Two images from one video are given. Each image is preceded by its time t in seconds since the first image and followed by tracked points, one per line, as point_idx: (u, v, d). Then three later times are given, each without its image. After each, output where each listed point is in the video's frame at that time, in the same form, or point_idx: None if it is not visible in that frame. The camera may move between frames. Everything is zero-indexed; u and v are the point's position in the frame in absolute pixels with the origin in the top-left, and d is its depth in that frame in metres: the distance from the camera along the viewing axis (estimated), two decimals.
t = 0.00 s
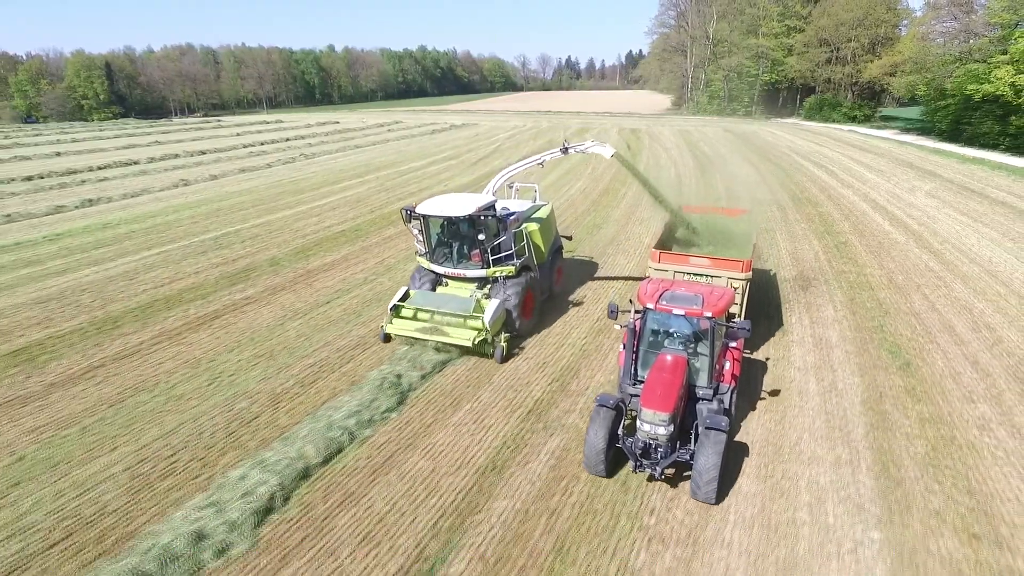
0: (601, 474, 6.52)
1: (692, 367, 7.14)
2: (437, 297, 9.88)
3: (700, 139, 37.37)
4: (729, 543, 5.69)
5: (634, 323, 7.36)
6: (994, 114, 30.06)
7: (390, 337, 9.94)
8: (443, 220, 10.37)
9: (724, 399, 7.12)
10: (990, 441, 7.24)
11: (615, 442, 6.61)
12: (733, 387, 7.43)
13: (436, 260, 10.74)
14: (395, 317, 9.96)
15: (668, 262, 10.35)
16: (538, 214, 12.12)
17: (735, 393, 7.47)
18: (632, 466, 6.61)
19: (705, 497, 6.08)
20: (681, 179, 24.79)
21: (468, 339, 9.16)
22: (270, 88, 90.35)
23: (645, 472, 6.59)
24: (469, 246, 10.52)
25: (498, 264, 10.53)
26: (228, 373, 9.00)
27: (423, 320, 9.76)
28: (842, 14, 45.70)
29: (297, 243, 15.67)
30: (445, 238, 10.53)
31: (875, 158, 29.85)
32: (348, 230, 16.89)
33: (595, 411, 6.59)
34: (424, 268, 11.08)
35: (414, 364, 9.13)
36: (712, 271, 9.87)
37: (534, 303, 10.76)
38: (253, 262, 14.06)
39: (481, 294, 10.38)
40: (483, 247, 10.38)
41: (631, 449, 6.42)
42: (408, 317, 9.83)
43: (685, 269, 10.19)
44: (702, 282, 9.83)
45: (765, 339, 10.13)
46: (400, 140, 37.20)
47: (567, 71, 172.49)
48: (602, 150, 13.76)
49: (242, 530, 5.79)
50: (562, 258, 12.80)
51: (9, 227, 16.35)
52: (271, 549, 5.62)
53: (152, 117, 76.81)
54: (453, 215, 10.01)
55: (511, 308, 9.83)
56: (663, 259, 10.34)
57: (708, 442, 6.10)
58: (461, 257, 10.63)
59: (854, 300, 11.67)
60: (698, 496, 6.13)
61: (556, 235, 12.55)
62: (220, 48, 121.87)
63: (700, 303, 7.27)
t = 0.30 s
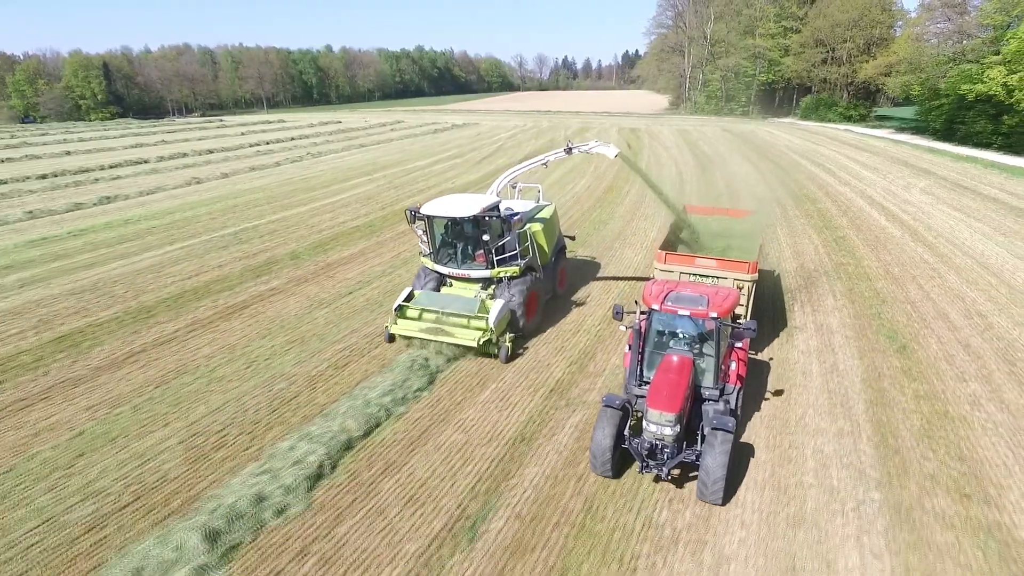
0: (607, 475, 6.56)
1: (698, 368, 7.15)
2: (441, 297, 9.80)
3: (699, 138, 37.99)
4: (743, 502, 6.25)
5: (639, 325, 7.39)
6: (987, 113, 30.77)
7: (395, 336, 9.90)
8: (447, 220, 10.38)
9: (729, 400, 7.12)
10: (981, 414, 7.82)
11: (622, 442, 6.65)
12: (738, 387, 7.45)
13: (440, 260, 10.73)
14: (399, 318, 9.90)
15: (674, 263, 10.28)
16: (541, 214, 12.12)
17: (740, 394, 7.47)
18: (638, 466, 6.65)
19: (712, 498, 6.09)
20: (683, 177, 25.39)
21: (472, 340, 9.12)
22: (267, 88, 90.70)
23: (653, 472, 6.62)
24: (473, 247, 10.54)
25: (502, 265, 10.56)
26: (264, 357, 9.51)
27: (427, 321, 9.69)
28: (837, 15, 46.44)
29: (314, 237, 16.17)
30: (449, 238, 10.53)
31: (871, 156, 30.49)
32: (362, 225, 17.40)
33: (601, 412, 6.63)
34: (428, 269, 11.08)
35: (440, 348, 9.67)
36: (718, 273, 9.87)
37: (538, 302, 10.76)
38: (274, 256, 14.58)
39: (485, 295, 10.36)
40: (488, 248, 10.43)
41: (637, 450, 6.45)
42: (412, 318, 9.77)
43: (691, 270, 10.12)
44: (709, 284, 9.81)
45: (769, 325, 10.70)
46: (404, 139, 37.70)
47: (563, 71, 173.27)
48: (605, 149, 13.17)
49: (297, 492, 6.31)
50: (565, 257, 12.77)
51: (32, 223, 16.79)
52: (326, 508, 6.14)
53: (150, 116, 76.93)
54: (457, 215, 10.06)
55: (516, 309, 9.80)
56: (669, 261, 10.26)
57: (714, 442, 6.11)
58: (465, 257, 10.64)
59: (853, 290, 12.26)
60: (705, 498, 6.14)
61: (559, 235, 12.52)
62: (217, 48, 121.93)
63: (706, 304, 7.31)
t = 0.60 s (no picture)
0: (613, 474, 6.54)
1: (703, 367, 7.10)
2: (445, 296, 9.76)
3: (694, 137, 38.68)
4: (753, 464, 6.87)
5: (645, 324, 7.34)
6: (976, 113, 31.61)
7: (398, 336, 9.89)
8: (452, 220, 10.38)
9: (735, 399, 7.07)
10: (968, 390, 8.45)
11: (627, 442, 6.64)
12: (744, 387, 7.41)
13: (444, 260, 10.69)
14: (403, 317, 9.87)
15: (678, 263, 10.26)
16: (544, 214, 12.08)
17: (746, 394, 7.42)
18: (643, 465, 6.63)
19: (717, 497, 6.10)
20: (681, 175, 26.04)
21: (477, 339, 9.11)
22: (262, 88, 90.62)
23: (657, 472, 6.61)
24: (478, 247, 10.52)
25: (506, 265, 10.50)
26: (294, 342, 10.02)
27: (431, 320, 9.67)
28: (829, 15, 47.29)
29: (328, 232, 16.67)
30: (453, 238, 10.53)
31: (863, 154, 31.24)
32: (373, 221, 17.91)
33: (606, 411, 6.63)
34: (431, 268, 11.04)
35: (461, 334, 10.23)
36: (722, 273, 9.85)
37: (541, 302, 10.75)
38: (292, 250, 15.07)
39: (489, 294, 10.39)
40: (492, 248, 10.41)
41: (643, 449, 6.45)
42: (416, 317, 9.75)
43: (695, 270, 10.07)
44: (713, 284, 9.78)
45: (770, 312, 11.33)
46: (404, 138, 38.15)
47: (557, 71, 174.06)
48: (608, 150, 12.52)
49: (344, 460, 6.85)
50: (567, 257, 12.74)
51: (50, 219, 17.18)
52: (371, 474, 6.67)
53: (143, 117, 76.65)
54: (462, 215, 10.06)
55: (519, 309, 9.78)
56: (673, 260, 10.24)
57: (719, 442, 6.11)
58: (469, 257, 10.63)
59: (848, 279, 12.92)
60: (710, 497, 6.15)
61: (560, 236, 12.51)
62: (210, 48, 121.58)
63: (713, 304, 7.24)
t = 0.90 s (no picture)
0: (615, 471, 6.60)
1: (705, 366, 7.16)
2: (447, 296, 9.83)
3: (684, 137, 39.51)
4: (757, 432, 7.50)
5: (648, 322, 7.40)
6: (957, 111, 32.65)
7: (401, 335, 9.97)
8: (453, 219, 10.81)
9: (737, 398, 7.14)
10: (951, 366, 9.14)
11: (631, 439, 6.71)
12: (744, 385, 7.50)
13: (445, 260, 11.09)
14: (405, 317, 9.93)
15: (678, 262, 10.40)
16: (541, 215, 12.36)
17: (746, 392, 7.50)
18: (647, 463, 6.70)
19: (720, 493, 6.19)
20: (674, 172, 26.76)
21: (481, 338, 9.22)
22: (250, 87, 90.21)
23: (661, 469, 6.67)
24: (478, 246, 10.94)
25: (507, 264, 10.89)
26: (318, 329, 10.53)
27: (434, 320, 9.74)
28: (815, 17, 48.38)
29: (336, 228, 17.16)
30: (454, 238, 10.97)
31: (849, 152, 32.13)
32: (379, 217, 18.43)
33: (610, 409, 6.70)
34: (432, 268, 11.39)
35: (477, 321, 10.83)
36: (723, 272, 10.03)
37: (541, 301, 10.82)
38: (304, 244, 15.56)
39: (490, 293, 10.84)
40: (493, 248, 10.80)
41: (646, 446, 6.52)
42: (418, 317, 9.82)
43: (698, 269, 10.22)
44: (715, 282, 9.92)
45: (766, 299, 12.01)
46: (400, 138, 38.58)
47: (543, 71, 174.99)
48: (608, 150, 12.86)
49: (381, 432, 7.40)
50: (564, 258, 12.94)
51: (60, 217, 17.50)
52: (407, 444, 7.22)
53: (129, 117, 75.93)
54: (462, 215, 10.51)
55: (520, 308, 9.81)
56: (674, 260, 10.38)
57: (722, 439, 6.19)
58: (470, 257, 11.05)
59: (838, 269, 13.64)
60: (712, 493, 6.24)
61: (557, 237, 12.68)
62: (196, 48, 120.72)
63: (715, 303, 7.36)
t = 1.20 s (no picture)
0: (618, 468, 6.70)
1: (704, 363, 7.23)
2: (446, 296, 9.85)
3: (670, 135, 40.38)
4: (759, 403, 8.15)
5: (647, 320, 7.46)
6: (932, 111, 33.88)
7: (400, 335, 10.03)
8: (451, 219, 10.78)
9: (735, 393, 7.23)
10: (931, 343, 9.90)
11: (633, 436, 6.81)
12: (743, 381, 7.56)
13: (444, 260, 11.08)
14: (405, 317, 9.98)
15: (676, 260, 10.23)
16: (535, 216, 12.50)
17: (745, 387, 7.57)
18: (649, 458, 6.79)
19: (722, 488, 6.28)
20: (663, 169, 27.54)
21: (482, 337, 9.24)
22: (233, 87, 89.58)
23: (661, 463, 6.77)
24: (477, 246, 10.94)
25: (506, 263, 10.87)
26: (337, 317, 11.03)
27: (434, 320, 9.78)
28: (795, 18, 49.66)
29: (340, 224, 17.63)
30: (453, 237, 10.94)
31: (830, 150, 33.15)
32: (381, 213, 18.92)
33: (612, 406, 6.78)
34: (431, 268, 11.33)
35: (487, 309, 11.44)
36: (720, 270, 9.88)
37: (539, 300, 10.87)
38: (311, 239, 16.02)
39: (490, 292, 10.84)
40: (492, 247, 10.81)
41: (648, 442, 6.61)
42: (417, 317, 9.88)
43: (695, 267, 10.07)
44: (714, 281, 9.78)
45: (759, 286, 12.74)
46: (391, 137, 38.99)
47: (526, 71, 175.91)
48: (605, 149, 12.13)
49: (410, 407, 7.94)
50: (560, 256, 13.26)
51: (65, 214, 17.71)
52: (436, 417, 7.78)
53: (109, 117, 74.78)
54: (462, 215, 10.47)
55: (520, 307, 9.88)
56: (672, 258, 10.21)
57: (723, 434, 6.31)
58: (469, 256, 11.04)
59: (825, 258, 14.44)
60: (714, 488, 6.34)
61: (554, 235, 13.13)
62: (176, 47, 119.22)
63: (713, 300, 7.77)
